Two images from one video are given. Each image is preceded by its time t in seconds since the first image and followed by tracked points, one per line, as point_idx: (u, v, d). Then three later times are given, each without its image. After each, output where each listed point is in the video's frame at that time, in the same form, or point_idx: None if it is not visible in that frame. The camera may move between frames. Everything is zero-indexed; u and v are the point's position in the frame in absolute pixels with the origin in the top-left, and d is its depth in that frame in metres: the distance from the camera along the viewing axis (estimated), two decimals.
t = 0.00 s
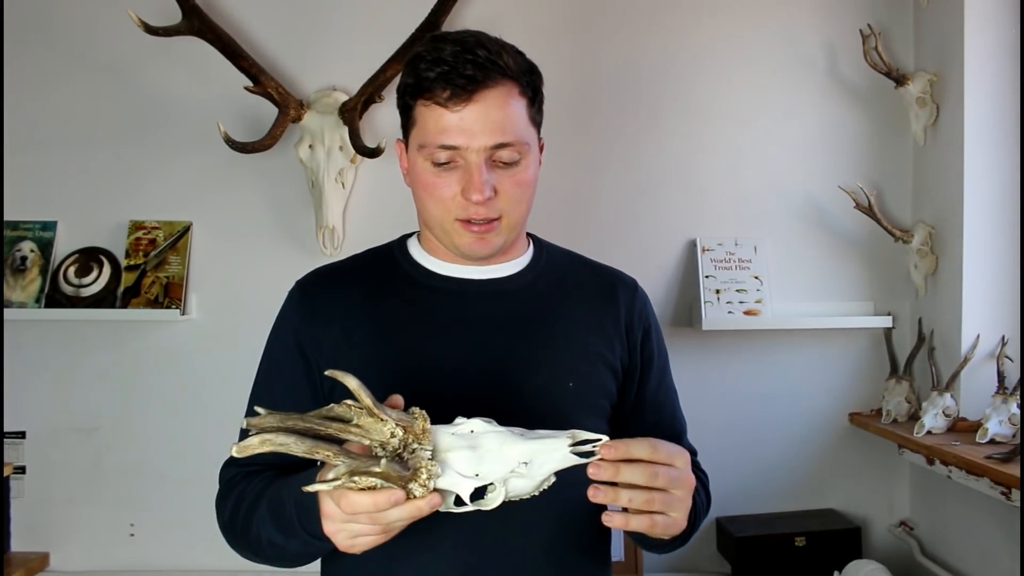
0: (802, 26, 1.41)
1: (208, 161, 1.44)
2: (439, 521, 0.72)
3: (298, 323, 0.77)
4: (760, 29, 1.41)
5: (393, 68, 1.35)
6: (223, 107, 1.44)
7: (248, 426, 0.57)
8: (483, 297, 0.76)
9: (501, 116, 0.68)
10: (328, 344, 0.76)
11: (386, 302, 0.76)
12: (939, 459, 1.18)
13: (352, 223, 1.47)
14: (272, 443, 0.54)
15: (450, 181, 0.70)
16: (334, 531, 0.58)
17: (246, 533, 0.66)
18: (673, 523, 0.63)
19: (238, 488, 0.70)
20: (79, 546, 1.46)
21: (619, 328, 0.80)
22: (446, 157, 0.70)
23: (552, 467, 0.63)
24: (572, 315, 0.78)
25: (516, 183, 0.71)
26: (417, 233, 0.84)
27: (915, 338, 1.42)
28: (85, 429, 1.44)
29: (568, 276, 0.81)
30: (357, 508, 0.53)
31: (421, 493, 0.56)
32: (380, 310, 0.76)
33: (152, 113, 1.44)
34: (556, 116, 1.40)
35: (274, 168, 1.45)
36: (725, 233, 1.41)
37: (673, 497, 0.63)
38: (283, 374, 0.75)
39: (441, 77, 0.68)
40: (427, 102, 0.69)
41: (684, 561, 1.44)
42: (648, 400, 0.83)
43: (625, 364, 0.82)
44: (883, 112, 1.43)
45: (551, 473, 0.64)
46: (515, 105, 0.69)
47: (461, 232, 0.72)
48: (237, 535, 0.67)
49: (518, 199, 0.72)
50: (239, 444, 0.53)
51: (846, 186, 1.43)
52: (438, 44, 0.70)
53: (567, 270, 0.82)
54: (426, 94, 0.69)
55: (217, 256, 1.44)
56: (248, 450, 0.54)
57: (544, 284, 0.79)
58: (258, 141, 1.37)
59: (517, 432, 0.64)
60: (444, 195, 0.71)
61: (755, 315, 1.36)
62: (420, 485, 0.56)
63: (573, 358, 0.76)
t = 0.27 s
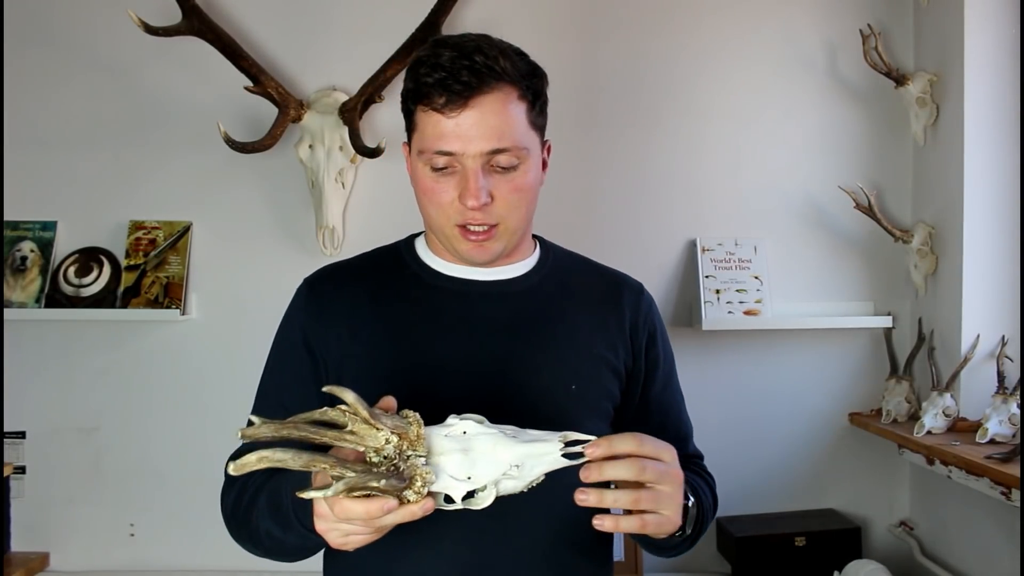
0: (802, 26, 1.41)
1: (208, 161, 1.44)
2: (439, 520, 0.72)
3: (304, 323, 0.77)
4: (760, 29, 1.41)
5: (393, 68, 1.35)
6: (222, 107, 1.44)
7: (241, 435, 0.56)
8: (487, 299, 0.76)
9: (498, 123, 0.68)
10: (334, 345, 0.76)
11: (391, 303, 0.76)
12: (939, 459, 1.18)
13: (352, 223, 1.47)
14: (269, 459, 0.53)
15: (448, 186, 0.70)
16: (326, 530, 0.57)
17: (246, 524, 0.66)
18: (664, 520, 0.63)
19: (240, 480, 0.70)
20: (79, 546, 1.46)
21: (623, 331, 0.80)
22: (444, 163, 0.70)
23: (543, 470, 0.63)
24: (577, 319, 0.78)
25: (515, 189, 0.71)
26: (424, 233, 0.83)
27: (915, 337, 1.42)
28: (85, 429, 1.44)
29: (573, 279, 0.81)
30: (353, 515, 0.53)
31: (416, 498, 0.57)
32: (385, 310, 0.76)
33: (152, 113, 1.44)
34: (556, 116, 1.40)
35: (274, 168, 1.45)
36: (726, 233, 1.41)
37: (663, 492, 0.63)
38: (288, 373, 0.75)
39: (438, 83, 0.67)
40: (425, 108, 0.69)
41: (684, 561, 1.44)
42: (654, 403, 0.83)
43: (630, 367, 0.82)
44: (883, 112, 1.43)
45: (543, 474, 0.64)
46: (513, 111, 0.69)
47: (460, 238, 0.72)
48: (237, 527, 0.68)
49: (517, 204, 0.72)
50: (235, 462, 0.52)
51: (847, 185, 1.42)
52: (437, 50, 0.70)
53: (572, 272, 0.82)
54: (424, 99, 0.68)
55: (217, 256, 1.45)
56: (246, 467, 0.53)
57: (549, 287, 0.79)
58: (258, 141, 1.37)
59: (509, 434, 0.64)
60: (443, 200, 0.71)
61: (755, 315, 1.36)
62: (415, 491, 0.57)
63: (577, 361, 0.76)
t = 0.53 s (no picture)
0: (802, 26, 1.42)
1: (208, 161, 1.44)
2: (440, 520, 0.72)
3: (308, 321, 0.77)
4: (760, 29, 1.41)
5: (393, 68, 1.35)
6: (223, 107, 1.44)
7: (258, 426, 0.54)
8: (490, 299, 0.76)
9: (501, 122, 0.68)
10: (337, 344, 0.76)
11: (395, 303, 0.76)
12: (939, 459, 1.18)
13: (352, 223, 1.47)
14: (288, 450, 0.53)
15: (450, 185, 0.70)
16: (336, 525, 0.57)
17: (247, 523, 0.66)
18: (650, 521, 0.63)
19: (242, 478, 0.70)
20: (78, 546, 1.46)
21: (625, 332, 0.80)
22: (447, 162, 0.70)
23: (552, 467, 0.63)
24: (579, 320, 0.78)
25: (517, 188, 0.71)
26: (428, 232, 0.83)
27: (915, 338, 1.42)
28: (84, 429, 1.44)
29: (575, 280, 0.81)
30: (365, 508, 0.53)
31: (428, 493, 0.56)
32: (389, 309, 0.76)
33: (152, 113, 1.44)
34: (556, 116, 1.40)
35: (274, 168, 1.45)
36: (725, 233, 1.41)
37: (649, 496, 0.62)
38: (291, 373, 0.75)
39: (441, 82, 0.68)
40: (428, 106, 0.69)
41: (684, 561, 1.44)
42: (655, 404, 0.83)
43: (632, 369, 0.82)
44: (883, 112, 1.43)
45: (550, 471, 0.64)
46: (516, 110, 0.69)
47: (462, 237, 0.72)
48: (239, 525, 0.68)
49: (519, 204, 0.72)
50: (257, 452, 0.52)
51: (847, 185, 1.42)
52: (441, 49, 0.70)
53: (574, 272, 0.82)
54: (427, 98, 0.69)
55: (217, 255, 1.45)
56: (265, 456, 0.52)
57: (552, 288, 0.79)
58: (258, 141, 1.37)
59: (518, 432, 0.64)
60: (445, 199, 0.71)
61: (755, 315, 1.36)
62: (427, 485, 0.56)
63: (579, 362, 0.76)
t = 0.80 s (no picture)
0: (802, 26, 1.41)
1: (208, 161, 1.44)
2: (439, 520, 0.72)
3: (308, 322, 0.77)
4: (760, 29, 1.41)
5: (393, 68, 1.35)
6: (223, 107, 1.44)
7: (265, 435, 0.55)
8: (491, 299, 0.76)
9: (510, 111, 0.69)
10: (337, 345, 0.76)
11: (396, 302, 0.76)
12: (939, 459, 1.18)
13: (352, 223, 1.47)
14: (296, 456, 0.53)
15: (458, 174, 0.70)
16: (340, 533, 0.57)
17: (247, 525, 0.67)
18: (630, 527, 0.62)
19: (242, 480, 0.70)
20: (78, 546, 1.46)
21: (626, 332, 0.80)
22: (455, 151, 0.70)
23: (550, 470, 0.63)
24: (579, 321, 0.78)
25: (524, 179, 0.71)
26: (428, 232, 0.83)
27: (915, 337, 1.42)
28: (85, 429, 1.44)
29: (575, 280, 0.81)
30: (370, 513, 0.53)
31: (431, 497, 0.56)
32: (390, 311, 0.76)
33: (152, 113, 1.44)
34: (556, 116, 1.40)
35: (274, 169, 1.45)
36: (726, 233, 1.41)
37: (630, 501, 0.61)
38: (292, 376, 0.75)
39: (452, 72, 0.69)
40: (437, 97, 0.70)
41: (684, 561, 1.44)
42: (653, 403, 0.83)
43: (632, 369, 0.82)
44: (883, 112, 1.43)
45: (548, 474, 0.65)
46: (524, 102, 0.70)
47: (468, 227, 0.72)
48: (239, 526, 0.68)
49: (526, 195, 0.72)
50: (264, 458, 0.52)
51: (847, 185, 1.42)
52: (450, 43, 0.71)
53: (575, 273, 0.82)
54: (436, 88, 0.70)
55: (217, 256, 1.45)
56: (273, 462, 0.52)
57: (552, 288, 0.79)
58: (258, 141, 1.37)
59: (517, 436, 0.64)
60: (452, 188, 0.71)
61: (755, 315, 1.36)
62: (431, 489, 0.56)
63: (579, 362, 0.76)
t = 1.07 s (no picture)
0: (802, 26, 1.42)
1: (208, 161, 1.44)
2: (439, 519, 0.72)
3: (307, 324, 0.77)
4: (759, 29, 1.41)
5: (393, 68, 1.35)
6: (223, 107, 1.44)
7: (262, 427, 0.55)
8: (489, 299, 0.76)
9: (509, 109, 0.69)
10: (336, 346, 0.76)
11: (394, 303, 0.76)
12: (939, 459, 1.18)
13: (352, 223, 1.47)
14: (293, 447, 0.53)
15: (457, 173, 0.71)
16: (334, 530, 0.57)
17: (245, 524, 0.67)
18: (628, 526, 0.62)
19: (241, 479, 0.70)
20: (78, 546, 1.46)
21: (624, 332, 0.80)
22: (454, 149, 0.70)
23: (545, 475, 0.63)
24: (577, 320, 0.78)
25: (523, 178, 0.72)
26: (427, 233, 0.83)
27: (915, 337, 1.42)
28: (84, 429, 1.44)
29: (573, 280, 0.81)
30: (364, 508, 0.53)
31: (425, 495, 0.56)
32: (388, 312, 0.76)
33: (152, 113, 1.44)
34: (556, 116, 1.40)
35: (274, 169, 1.45)
36: (725, 233, 1.41)
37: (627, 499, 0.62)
38: (291, 376, 0.75)
39: (451, 71, 0.69)
40: (436, 96, 0.70)
41: (684, 561, 1.44)
42: (652, 402, 0.83)
43: (630, 369, 0.82)
44: (883, 111, 1.43)
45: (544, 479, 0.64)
46: (523, 101, 0.70)
47: (467, 226, 0.72)
48: (237, 525, 0.68)
49: (525, 194, 0.72)
50: (259, 446, 0.52)
51: (846, 185, 1.42)
52: (450, 42, 0.72)
53: (573, 273, 0.82)
54: (435, 87, 0.70)
55: (217, 256, 1.45)
56: (269, 452, 0.52)
57: (550, 288, 0.79)
58: (258, 141, 1.37)
59: (513, 439, 0.64)
60: (451, 187, 0.71)
61: (755, 315, 1.36)
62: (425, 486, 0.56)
63: (578, 362, 0.76)
